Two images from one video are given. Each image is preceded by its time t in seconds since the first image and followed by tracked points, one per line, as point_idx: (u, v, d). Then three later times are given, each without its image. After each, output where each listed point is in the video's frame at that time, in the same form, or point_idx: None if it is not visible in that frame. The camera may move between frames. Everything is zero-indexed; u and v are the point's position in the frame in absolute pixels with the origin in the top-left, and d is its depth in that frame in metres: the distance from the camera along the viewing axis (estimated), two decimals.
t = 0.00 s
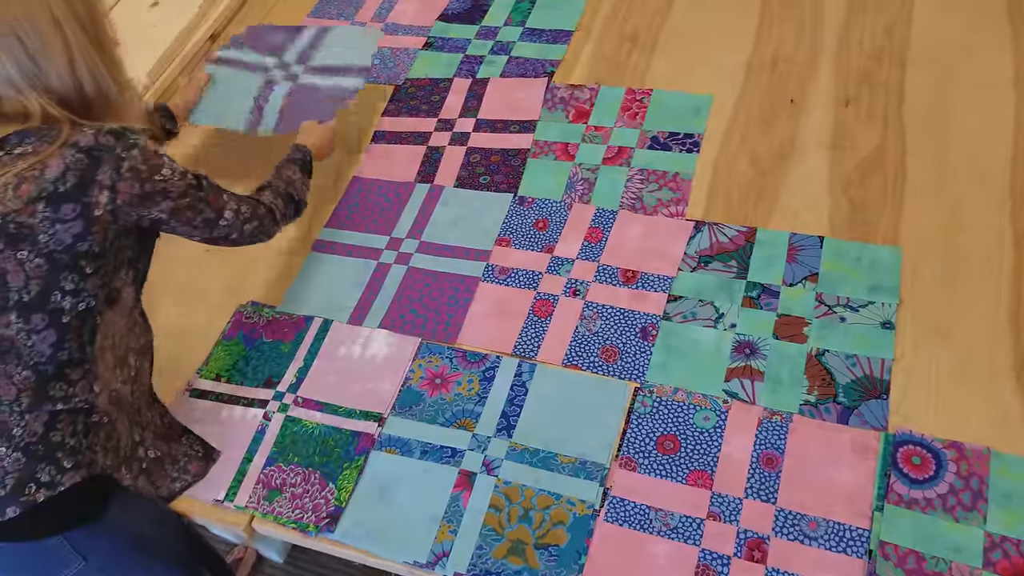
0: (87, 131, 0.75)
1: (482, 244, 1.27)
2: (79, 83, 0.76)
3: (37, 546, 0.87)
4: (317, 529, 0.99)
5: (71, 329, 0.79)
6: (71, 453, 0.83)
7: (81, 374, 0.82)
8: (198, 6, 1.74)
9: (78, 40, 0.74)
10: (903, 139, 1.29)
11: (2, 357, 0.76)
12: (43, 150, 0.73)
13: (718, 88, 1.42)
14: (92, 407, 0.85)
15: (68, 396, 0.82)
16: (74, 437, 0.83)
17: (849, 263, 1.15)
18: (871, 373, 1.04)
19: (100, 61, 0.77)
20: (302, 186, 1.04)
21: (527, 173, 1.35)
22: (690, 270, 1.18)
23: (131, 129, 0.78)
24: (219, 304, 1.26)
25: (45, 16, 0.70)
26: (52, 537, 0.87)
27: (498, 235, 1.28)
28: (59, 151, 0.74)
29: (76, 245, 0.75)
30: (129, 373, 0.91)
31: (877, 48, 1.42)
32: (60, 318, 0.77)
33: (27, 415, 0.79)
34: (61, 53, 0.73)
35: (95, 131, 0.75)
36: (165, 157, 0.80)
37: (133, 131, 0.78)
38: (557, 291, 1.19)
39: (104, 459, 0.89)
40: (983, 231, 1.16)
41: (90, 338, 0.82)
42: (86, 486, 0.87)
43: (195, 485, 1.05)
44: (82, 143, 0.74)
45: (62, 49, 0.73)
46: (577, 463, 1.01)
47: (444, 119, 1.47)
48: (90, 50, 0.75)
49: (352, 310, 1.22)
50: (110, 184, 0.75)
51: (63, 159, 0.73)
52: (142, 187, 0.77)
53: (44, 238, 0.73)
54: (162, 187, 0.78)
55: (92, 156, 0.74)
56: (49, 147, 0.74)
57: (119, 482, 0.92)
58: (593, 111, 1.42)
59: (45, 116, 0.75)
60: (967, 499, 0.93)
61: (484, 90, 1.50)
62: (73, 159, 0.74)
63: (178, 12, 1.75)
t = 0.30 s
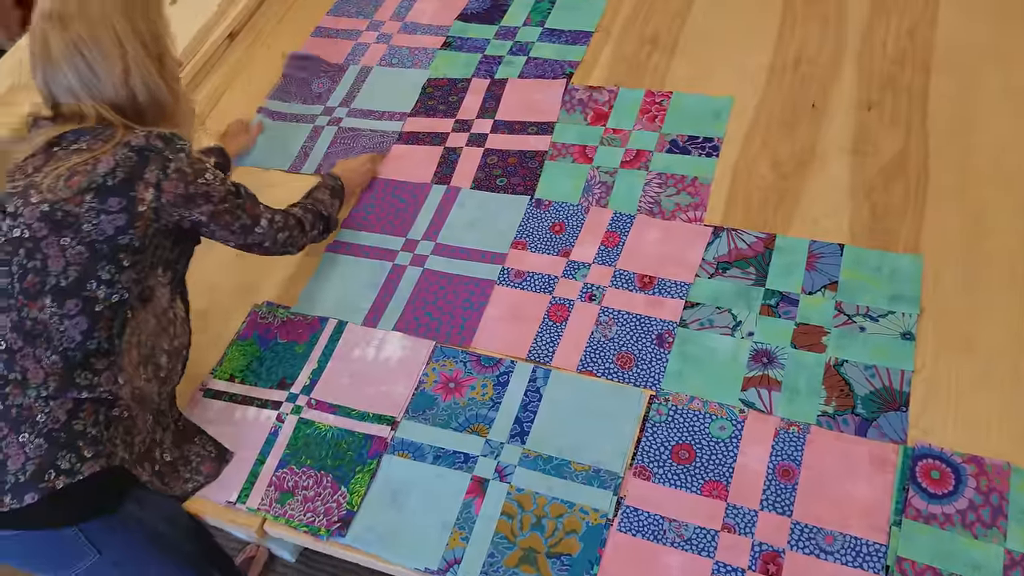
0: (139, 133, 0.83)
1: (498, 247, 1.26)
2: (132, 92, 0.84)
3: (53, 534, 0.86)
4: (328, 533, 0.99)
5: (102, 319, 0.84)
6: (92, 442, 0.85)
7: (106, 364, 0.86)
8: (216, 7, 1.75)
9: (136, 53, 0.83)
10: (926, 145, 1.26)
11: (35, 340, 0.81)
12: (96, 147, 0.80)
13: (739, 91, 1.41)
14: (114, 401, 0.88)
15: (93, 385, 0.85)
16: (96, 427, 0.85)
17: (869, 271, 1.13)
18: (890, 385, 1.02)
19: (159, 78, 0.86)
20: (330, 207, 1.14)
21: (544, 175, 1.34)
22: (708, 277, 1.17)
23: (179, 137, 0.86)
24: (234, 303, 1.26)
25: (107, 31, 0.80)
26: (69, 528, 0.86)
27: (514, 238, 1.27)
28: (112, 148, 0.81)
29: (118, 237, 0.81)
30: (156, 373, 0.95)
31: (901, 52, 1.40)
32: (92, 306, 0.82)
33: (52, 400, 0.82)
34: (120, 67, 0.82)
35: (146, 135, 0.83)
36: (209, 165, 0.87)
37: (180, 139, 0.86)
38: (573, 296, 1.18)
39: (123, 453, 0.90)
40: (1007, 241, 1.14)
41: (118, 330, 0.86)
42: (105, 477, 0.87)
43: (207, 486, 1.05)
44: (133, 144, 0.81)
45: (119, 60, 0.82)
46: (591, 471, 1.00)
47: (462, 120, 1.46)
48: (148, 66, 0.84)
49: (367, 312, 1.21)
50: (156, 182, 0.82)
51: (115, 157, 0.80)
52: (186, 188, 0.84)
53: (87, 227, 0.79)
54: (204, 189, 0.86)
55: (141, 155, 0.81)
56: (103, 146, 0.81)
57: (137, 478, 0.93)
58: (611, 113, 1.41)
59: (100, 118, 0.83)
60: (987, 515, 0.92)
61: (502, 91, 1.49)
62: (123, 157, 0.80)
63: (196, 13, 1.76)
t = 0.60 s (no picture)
0: (117, 138, 0.73)
1: (508, 251, 1.25)
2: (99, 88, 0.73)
3: (57, 544, 0.84)
4: (333, 539, 0.99)
5: (94, 334, 0.78)
6: (93, 454, 0.82)
7: (101, 380, 0.81)
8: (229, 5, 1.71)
9: (111, 48, 0.72)
10: (943, 153, 1.25)
11: (27, 360, 0.76)
12: (74, 154, 0.72)
13: (753, 95, 1.39)
14: (111, 417, 0.84)
15: (89, 401, 0.81)
16: (97, 438, 0.83)
17: (884, 281, 1.12)
18: (903, 397, 1.01)
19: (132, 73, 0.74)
20: (320, 244, 0.93)
21: (556, 179, 1.33)
22: (719, 284, 1.15)
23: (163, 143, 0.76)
24: (244, 305, 1.26)
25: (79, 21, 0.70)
26: (73, 537, 0.84)
27: (524, 242, 1.26)
28: (90, 154, 0.72)
29: (97, 251, 0.73)
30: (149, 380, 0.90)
31: (918, 57, 1.38)
32: (82, 323, 0.76)
33: (49, 417, 0.79)
34: (90, 60, 0.72)
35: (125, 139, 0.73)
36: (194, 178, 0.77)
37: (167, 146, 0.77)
38: (583, 302, 1.17)
39: (127, 460, 0.88)
40: None
41: (112, 344, 0.81)
42: (112, 485, 0.85)
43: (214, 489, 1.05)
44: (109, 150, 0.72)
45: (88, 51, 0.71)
46: (599, 481, 0.99)
47: (474, 122, 1.45)
48: (124, 60, 0.73)
49: (375, 315, 1.21)
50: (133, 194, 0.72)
51: (92, 164, 0.71)
52: (164, 201, 0.74)
53: (66, 242, 0.72)
54: (185, 204, 0.75)
55: (119, 162, 0.72)
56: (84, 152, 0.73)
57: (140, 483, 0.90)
58: (624, 117, 1.40)
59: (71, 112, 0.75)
60: (1000, 532, 0.90)
61: (514, 93, 1.48)
62: (99, 163, 0.72)
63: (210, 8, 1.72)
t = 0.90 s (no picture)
0: (55, 189, 0.62)
1: (513, 255, 1.25)
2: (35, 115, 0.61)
3: None
4: (335, 545, 0.99)
5: (58, 398, 0.70)
6: (72, 506, 0.76)
7: (75, 439, 0.74)
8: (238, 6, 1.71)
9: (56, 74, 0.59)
10: (953, 159, 1.23)
11: None
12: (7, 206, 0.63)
13: (761, 98, 1.38)
14: (93, 467, 0.78)
15: (62, 462, 0.74)
16: (76, 490, 0.76)
17: (891, 288, 1.11)
18: (910, 406, 1.00)
19: (96, 103, 0.63)
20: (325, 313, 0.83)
21: (562, 183, 1.33)
22: (725, 290, 1.15)
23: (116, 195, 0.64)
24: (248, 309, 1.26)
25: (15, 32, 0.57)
26: None
27: (529, 247, 1.26)
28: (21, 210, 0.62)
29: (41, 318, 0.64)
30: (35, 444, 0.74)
31: (929, 61, 1.37)
32: (41, 391, 0.69)
33: (22, 478, 0.72)
34: (27, 84, 0.59)
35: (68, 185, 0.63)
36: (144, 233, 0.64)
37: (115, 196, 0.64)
38: (587, 307, 1.16)
39: (110, 503, 0.82)
40: None
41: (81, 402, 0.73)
42: (92, 536, 0.80)
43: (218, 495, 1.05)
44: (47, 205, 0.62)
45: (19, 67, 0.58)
46: (601, 489, 0.99)
47: (480, 126, 1.45)
48: (69, 84, 0.60)
49: (380, 320, 1.21)
50: (67, 259, 0.62)
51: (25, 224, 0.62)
52: (103, 267, 0.62)
53: (8, 312, 0.64)
54: (124, 272, 0.62)
55: (54, 222, 0.62)
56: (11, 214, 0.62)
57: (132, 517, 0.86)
58: (631, 120, 1.39)
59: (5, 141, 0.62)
60: (1007, 544, 0.89)
61: (521, 96, 1.47)
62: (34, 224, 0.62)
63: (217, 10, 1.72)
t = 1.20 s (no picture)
0: None
1: (513, 261, 1.25)
2: None
3: None
4: (333, 555, 0.99)
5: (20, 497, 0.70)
6: None
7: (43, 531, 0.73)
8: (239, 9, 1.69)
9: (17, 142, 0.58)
10: (957, 164, 1.22)
11: None
12: None
13: (763, 102, 1.37)
14: (68, 557, 0.77)
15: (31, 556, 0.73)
16: None
17: (893, 295, 1.10)
18: (911, 416, 0.99)
19: (57, 171, 0.62)
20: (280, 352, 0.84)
21: (563, 189, 1.32)
22: (725, 297, 1.14)
23: (58, 288, 0.63)
24: (250, 316, 1.27)
25: None
26: None
27: (529, 253, 1.25)
28: None
29: None
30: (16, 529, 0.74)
31: (933, 64, 1.35)
32: None
33: None
34: None
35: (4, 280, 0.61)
36: (89, 337, 0.62)
37: (58, 292, 0.63)
38: (587, 314, 1.16)
39: None
40: None
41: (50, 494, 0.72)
42: None
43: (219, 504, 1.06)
44: None
45: None
46: (599, 498, 0.99)
47: (481, 130, 1.45)
48: (30, 152, 0.59)
49: (379, 327, 1.21)
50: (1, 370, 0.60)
51: None
52: (42, 379, 0.61)
53: None
54: (69, 385, 0.61)
55: None
56: None
57: None
58: (632, 125, 1.39)
59: None
60: (1008, 556, 0.88)
61: (522, 100, 1.47)
62: None
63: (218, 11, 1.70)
